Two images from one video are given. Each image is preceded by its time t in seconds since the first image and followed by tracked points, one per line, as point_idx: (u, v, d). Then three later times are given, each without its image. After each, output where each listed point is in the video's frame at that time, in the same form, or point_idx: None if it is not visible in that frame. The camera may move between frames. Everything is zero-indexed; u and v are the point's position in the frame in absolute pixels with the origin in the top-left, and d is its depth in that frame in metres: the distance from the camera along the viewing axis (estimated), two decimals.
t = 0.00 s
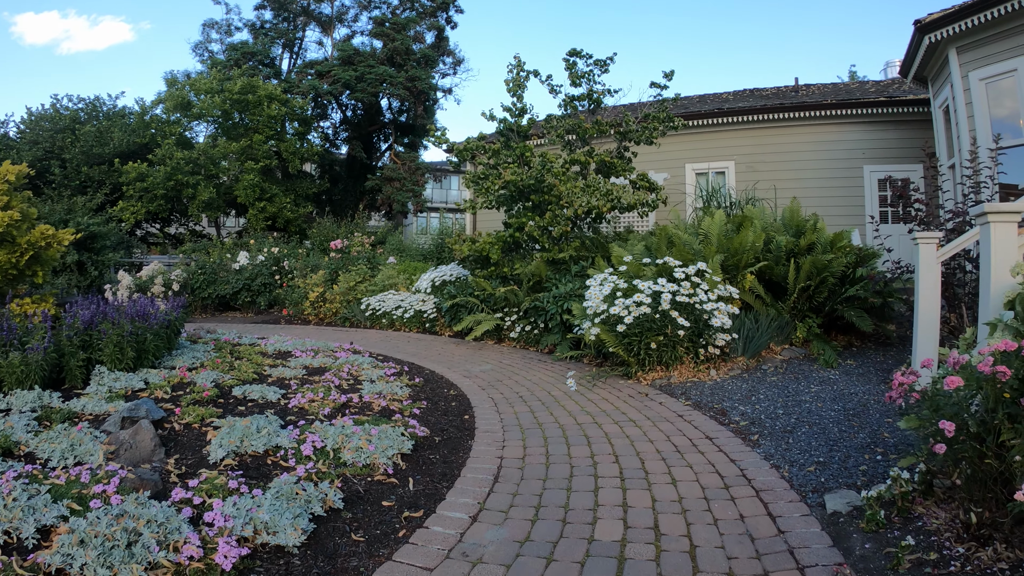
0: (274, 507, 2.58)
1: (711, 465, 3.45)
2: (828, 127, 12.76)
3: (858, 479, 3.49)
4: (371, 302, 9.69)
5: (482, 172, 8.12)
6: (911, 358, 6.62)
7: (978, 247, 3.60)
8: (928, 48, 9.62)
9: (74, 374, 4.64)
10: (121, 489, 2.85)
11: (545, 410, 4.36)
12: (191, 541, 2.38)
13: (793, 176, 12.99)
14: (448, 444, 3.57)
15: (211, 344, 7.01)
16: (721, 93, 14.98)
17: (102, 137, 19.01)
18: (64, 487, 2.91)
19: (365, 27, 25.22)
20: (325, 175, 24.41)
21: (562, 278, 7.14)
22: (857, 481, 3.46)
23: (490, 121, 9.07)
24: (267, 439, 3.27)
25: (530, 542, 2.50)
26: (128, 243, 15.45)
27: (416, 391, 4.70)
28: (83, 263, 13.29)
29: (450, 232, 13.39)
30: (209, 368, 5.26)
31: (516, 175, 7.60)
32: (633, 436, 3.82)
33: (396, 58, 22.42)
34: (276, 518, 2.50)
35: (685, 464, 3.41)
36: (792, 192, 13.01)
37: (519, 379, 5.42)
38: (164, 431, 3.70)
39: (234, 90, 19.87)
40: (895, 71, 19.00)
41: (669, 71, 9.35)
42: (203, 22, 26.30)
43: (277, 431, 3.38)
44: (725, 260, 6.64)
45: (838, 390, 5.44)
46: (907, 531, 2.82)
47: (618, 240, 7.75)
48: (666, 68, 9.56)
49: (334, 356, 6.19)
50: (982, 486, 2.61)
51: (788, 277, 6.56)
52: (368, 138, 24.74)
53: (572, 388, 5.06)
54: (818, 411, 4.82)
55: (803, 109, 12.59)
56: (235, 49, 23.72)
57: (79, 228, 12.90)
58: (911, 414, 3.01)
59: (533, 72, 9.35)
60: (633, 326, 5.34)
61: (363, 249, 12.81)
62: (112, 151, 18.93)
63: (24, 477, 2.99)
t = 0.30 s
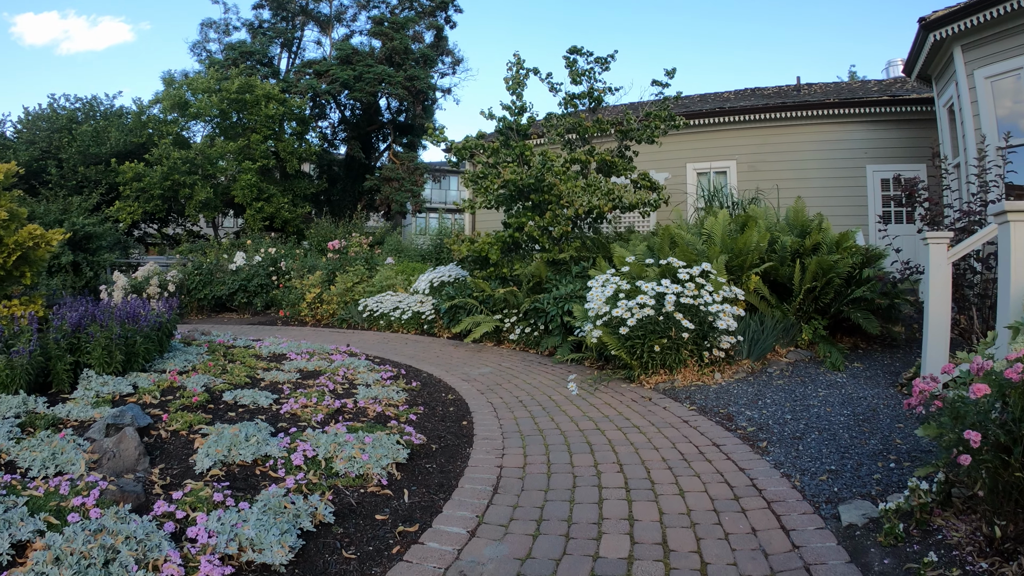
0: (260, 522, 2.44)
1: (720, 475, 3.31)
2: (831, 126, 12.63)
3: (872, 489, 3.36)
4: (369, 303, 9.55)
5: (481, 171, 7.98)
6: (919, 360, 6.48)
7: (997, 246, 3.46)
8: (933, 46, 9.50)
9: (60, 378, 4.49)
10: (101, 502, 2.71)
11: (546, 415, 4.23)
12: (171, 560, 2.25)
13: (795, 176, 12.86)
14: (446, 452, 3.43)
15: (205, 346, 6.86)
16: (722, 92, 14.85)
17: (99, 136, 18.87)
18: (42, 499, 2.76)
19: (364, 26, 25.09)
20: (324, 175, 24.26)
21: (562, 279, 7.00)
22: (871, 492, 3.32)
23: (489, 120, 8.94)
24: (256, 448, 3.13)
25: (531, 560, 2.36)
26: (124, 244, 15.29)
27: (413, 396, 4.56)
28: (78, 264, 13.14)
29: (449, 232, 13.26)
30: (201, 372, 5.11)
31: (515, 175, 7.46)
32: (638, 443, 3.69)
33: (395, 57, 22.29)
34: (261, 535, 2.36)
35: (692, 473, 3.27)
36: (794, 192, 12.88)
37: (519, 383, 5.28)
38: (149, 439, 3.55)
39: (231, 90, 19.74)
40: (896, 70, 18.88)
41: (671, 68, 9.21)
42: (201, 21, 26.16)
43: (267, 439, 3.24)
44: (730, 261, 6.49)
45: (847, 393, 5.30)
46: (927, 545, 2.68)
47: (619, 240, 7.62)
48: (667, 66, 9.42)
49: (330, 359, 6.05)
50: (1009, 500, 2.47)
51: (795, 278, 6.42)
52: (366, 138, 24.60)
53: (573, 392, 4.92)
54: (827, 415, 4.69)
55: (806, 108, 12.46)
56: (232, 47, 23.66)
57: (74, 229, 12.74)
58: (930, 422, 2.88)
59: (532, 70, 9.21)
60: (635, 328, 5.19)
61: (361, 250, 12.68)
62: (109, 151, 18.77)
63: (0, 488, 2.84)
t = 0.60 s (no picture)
0: (247, 538, 2.31)
1: (730, 486, 3.18)
2: (837, 125, 12.46)
3: (889, 500, 3.22)
4: (370, 304, 9.42)
5: (484, 170, 7.84)
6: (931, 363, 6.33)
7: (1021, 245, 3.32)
8: (941, 43, 9.34)
9: (50, 383, 4.36)
10: (83, 515, 2.58)
11: (549, 421, 4.09)
12: None
13: (801, 176, 12.71)
14: (445, 461, 3.30)
15: (201, 348, 6.73)
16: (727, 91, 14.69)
17: (100, 136, 18.80)
18: (21, 511, 2.63)
19: (365, 26, 25.01)
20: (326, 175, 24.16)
21: (565, 280, 6.86)
22: (888, 503, 3.18)
23: (491, 118, 8.81)
24: (246, 458, 3.00)
25: None
26: (124, 244, 15.20)
27: (412, 401, 4.42)
28: (77, 265, 13.05)
29: (451, 233, 13.13)
30: (195, 376, 4.98)
31: (518, 174, 7.32)
32: (645, 451, 3.55)
33: (397, 57, 22.18)
34: (248, 552, 2.23)
35: (702, 484, 3.14)
36: (800, 192, 12.72)
37: (521, 387, 5.14)
38: (138, 446, 3.43)
39: (232, 90, 19.65)
40: (902, 69, 18.70)
41: (675, 66, 9.06)
42: (203, 21, 26.10)
43: (258, 448, 3.11)
44: (737, 262, 6.34)
45: (858, 398, 5.15)
46: (951, 561, 2.54)
47: (623, 241, 7.48)
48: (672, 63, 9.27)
49: (328, 362, 5.91)
50: None
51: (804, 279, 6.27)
52: (368, 138, 24.50)
53: (578, 397, 4.78)
54: (839, 421, 4.55)
55: (812, 106, 12.29)
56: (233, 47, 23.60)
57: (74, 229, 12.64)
58: (952, 431, 2.74)
59: (535, 68, 9.08)
60: (641, 331, 5.03)
61: (362, 250, 12.55)
62: (109, 151, 18.69)
63: None
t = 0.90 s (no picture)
0: (234, 554, 2.18)
1: (744, 496, 3.04)
2: (847, 123, 12.28)
3: (909, 512, 3.08)
4: (373, 305, 9.30)
5: (488, 169, 7.72)
6: (945, 365, 6.17)
7: None
8: (951, 39, 9.16)
9: (43, 386, 4.26)
10: (64, 528, 2.46)
11: (554, 427, 3.96)
12: None
13: (810, 175, 12.52)
14: (446, 469, 3.17)
15: (200, 350, 6.63)
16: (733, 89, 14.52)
17: (103, 137, 18.79)
18: (1, 523, 2.52)
19: (370, 26, 24.95)
20: (330, 175, 24.09)
21: (571, 281, 6.73)
22: (910, 516, 3.03)
23: (496, 117, 8.69)
24: (238, 467, 2.88)
25: None
26: (127, 245, 15.15)
27: (413, 405, 4.30)
28: (79, 265, 13.01)
29: (455, 233, 13.01)
30: (192, 379, 4.88)
31: (522, 173, 7.19)
32: (654, 459, 3.42)
33: (401, 56, 22.10)
34: (235, 569, 2.11)
35: (714, 495, 3.00)
36: (808, 191, 12.54)
37: (525, 390, 5.01)
38: (129, 453, 3.32)
39: (236, 90, 19.61)
40: (910, 67, 18.48)
41: (682, 63, 8.91)
42: (207, 22, 26.11)
43: (251, 456, 2.99)
44: (747, 262, 6.19)
45: (872, 403, 5.00)
46: None
47: (630, 241, 7.33)
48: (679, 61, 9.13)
49: (328, 364, 5.80)
50: None
51: (816, 280, 6.12)
52: (372, 139, 24.42)
53: (583, 401, 4.65)
54: (853, 427, 4.39)
55: (821, 105, 12.12)
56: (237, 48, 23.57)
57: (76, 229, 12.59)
58: (978, 441, 2.59)
59: (539, 65, 8.95)
60: (649, 334, 4.89)
61: (365, 251, 12.46)
62: (113, 151, 18.68)
63: None
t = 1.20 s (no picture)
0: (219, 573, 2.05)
1: (760, 509, 2.88)
2: (858, 121, 12.06)
3: (934, 526, 2.92)
4: (377, 306, 9.18)
5: (493, 167, 7.58)
6: (963, 367, 5.98)
7: None
8: (965, 34, 8.95)
9: (35, 390, 4.15)
10: (43, 542, 2.35)
11: (561, 432, 3.81)
12: None
13: (821, 173, 12.31)
14: (447, 479, 3.03)
15: (200, 352, 6.52)
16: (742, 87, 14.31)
17: (108, 137, 18.76)
18: None
19: (375, 25, 24.87)
20: (335, 175, 24.01)
21: (578, 281, 6.57)
22: (935, 530, 2.87)
23: (501, 114, 8.54)
24: (230, 476, 2.75)
25: None
26: (131, 245, 15.09)
27: (416, 410, 4.15)
28: (82, 265, 12.96)
29: (461, 232, 12.87)
30: (188, 383, 4.76)
31: (528, 170, 7.03)
32: (666, 469, 3.26)
33: (406, 55, 22.01)
34: None
35: (729, 508, 2.84)
36: (819, 190, 12.32)
37: (531, 394, 4.86)
38: (119, 462, 3.21)
39: (240, 90, 19.55)
40: (921, 64, 18.21)
41: (691, 59, 8.74)
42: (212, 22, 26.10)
43: (242, 466, 2.86)
44: (759, 262, 6.01)
45: (890, 407, 4.83)
46: None
47: (639, 240, 7.16)
48: (688, 56, 8.95)
49: (329, 367, 5.66)
50: None
51: (830, 280, 5.94)
52: (378, 138, 24.32)
53: (591, 405, 4.50)
54: (872, 434, 4.22)
55: (831, 101, 11.91)
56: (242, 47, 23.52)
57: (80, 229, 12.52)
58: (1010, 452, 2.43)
59: (545, 62, 8.80)
60: (659, 335, 4.73)
61: (370, 250, 12.35)
62: (117, 151, 18.66)
63: None
